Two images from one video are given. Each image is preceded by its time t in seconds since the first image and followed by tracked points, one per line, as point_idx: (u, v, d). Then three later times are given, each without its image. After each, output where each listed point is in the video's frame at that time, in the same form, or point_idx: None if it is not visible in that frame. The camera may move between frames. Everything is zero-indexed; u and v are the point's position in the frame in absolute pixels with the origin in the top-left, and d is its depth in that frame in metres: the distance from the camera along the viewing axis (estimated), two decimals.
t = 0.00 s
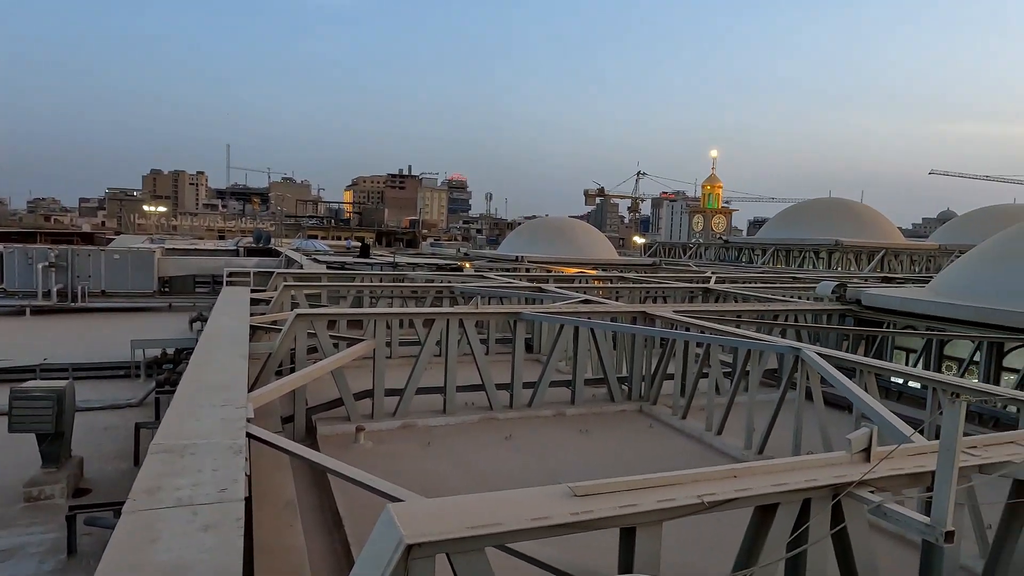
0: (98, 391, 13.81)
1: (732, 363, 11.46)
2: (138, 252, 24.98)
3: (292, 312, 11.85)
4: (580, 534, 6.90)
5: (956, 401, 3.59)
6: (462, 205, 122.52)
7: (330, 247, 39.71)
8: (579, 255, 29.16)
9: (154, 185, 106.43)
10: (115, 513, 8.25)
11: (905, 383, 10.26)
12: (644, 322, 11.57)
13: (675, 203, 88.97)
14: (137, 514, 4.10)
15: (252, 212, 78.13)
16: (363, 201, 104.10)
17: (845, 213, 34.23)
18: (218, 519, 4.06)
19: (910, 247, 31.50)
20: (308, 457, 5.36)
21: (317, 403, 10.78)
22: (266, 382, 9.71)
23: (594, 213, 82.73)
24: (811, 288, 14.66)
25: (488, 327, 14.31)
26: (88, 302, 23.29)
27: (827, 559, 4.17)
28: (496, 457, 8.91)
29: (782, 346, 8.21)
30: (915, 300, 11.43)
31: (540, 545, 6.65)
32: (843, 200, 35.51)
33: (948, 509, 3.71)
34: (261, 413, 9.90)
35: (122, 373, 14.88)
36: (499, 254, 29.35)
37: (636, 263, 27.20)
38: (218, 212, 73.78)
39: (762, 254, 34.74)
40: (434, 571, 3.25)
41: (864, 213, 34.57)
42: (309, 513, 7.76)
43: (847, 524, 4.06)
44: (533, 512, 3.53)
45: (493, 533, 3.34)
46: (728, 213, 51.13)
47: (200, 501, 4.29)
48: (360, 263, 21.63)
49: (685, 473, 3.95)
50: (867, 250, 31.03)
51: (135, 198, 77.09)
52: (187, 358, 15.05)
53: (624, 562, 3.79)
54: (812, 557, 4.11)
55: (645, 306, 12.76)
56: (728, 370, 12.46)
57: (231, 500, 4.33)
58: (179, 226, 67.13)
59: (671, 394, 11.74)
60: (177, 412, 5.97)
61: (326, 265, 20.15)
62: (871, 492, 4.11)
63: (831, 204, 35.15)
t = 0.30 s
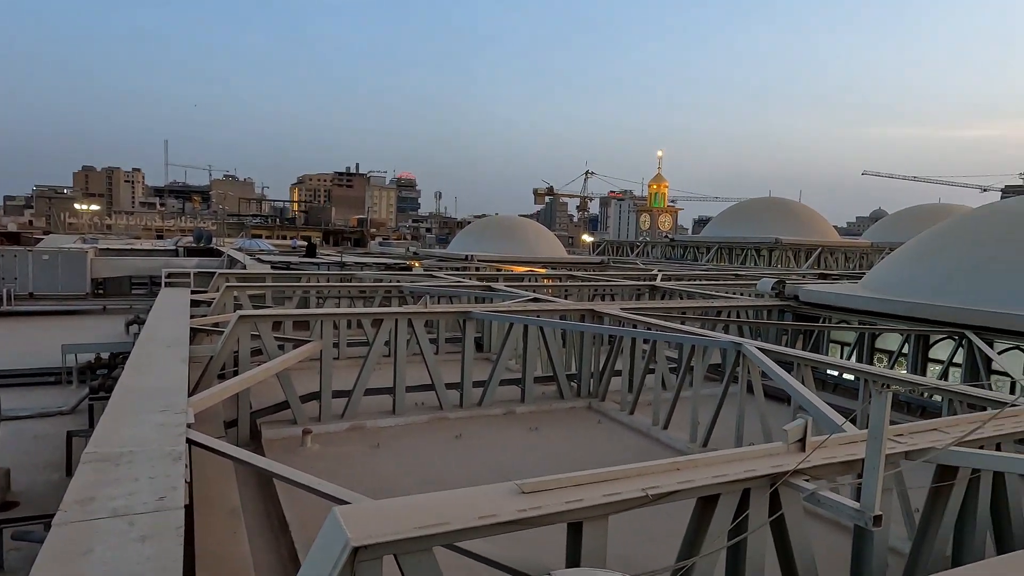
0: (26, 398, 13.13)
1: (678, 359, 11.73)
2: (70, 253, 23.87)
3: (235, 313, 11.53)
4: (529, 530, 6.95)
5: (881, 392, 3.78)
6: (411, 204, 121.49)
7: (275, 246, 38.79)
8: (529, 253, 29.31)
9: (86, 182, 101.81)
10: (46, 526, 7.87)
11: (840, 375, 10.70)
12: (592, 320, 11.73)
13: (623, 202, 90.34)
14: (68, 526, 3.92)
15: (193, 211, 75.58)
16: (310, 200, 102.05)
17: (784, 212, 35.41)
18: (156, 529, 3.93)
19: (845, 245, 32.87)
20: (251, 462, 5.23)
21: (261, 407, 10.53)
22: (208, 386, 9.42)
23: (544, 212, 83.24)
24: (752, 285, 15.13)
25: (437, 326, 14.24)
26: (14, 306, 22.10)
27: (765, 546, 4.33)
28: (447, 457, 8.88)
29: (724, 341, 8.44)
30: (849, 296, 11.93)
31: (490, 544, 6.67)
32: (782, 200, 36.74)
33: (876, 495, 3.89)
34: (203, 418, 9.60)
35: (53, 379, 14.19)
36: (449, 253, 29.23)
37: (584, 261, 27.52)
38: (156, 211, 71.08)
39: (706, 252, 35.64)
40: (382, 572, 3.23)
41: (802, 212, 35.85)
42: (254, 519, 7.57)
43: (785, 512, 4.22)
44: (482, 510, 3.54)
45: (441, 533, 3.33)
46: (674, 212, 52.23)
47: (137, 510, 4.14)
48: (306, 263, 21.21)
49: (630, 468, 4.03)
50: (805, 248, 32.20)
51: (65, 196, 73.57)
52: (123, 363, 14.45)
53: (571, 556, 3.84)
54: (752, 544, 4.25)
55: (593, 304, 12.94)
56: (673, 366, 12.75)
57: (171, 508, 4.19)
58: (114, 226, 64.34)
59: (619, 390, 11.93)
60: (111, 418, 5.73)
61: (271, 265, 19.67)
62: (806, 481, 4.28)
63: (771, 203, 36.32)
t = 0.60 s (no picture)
0: None
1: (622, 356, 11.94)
2: None
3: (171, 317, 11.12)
4: (476, 530, 6.96)
5: (810, 384, 3.94)
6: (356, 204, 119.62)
7: (214, 246, 37.56)
8: (476, 253, 29.28)
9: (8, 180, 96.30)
10: None
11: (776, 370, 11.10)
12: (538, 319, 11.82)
13: (570, 203, 91.29)
14: None
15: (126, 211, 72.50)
16: (250, 199, 99.23)
17: (724, 213, 36.46)
18: (85, 541, 3.76)
19: (781, 244, 34.10)
20: (187, 470, 5.06)
21: (200, 413, 10.19)
22: (142, 392, 9.06)
23: (491, 212, 83.34)
24: (694, 283, 15.53)
25: (383, 328, 14.08)
26: None
27: (704, 536, 4.46)
28: (393, 459, 8.79)
29: (666, 338, 8.64)
30: (784, 294, 12.38)
31: (437, 545, 6.65)
32: (722, 201, 37.83)
33: (806, 484, 4.06)
34: (136, 426, 9.22)
35: None
36: (395, 253, 28.91)
37: (531, 261, 27.69)
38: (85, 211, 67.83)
39: (650, 252, 36.39)
40: None
41: (741, 213, 36.99)
42: (192, 529, 7.33)
43: (723, 502, 4.36)
44: (426, 510, 3.54)
45: (384, 534, 3.31)
46: (618, 212, 53.07)
47: (64, 523, 3.95)
48: (247, 264, 20.63)
49: (573, 464, 4.09)
50: (744, 248, 33.25)
51: None
52: (50, 370, 13.74)
53: (516, 553, 3.87)
54: (692, 535, 4.38)
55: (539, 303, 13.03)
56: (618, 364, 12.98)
57: (101, 520, 4.01)
58: (38, 226, 61.05)
59: (565, 389, 12.06)
60: (35, 428, 5.45)
61: (209, 267, 19.04)
62: (742, 472, 4.43)
63: (711, 204, 37.35)
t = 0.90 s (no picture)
0: None
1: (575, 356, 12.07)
2: None
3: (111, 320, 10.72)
4: (430, 532, 6.94)
5: (750, 380, 4.07)
6: (308, 204, 117.48)
7: (158, 247, 36.37)
8: (430, 254, 29.14)
9: None
10: None
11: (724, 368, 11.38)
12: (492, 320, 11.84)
13: (525, 204, 91.68)
14: None
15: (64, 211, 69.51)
16: (197, 199, 96.38)
17: (675, 215, 37.20)
18: (15, 555, 3.60)
19: (730, 245, 35.01)
20: (127, 478, 4.89)
21: (142, 419, 9.85)
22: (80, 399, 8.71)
23: (447, 213, 83.02)
24: (645, 284, 15.81)
25: (335, 330, 13.88)
26: None
27: (652, 532, 4.55)
28: (345, 463, 8.68)
29: (618, 338, 8.76)
30: (732, 293, 12.71)
31: (389, 548, 6.61)
32: (673, 203, 38.58)
33: (749, 478, 4.19)
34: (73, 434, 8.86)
35: None
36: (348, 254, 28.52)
37: (486, 262, 27.70)
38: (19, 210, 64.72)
39: (603, 253, 36.83)
40: None
41: (691, 215, 37.79)
42: (135, 539, 7.09)
43: (670, 498, 4.45)
44: (374, 513, 3.51)
45: (331, 539, 3.26)
46: (573, 214, 53.57)
47: None
48: (193, 266, 20.04)
49: (523, 463, 4.12)
50: (694, 248, 34.00)
51: None
52: None
53: (465, 554, 3.87)
54: (640, 530, 4.46)
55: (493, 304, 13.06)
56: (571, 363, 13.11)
57: (32, 533, 3.84)
58: None
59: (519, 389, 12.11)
60: None
61: (152, 268, 18.44)
62: (688, 468, 4.53)
63: (663, 206, 38.05)
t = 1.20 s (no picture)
0: None
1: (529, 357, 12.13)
2: None
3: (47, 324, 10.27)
4: (381, 535, 6.88)
5: (695, 378, 4.15)
6: (260, 204, 115.02)
7: (99, 248, 35.01)
8: (385, 255, 28.87)
9: None
10: None
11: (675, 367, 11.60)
12: (446, 322, 11.80)
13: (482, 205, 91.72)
14: None
15: None
16: (142, 198, 93.25)
17: (629, 216, 37.79)
18: None
19: (682, 246, 35.74)
20: (58, 489, 4.69)
21: (80, 427, 9.47)
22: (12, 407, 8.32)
23: (403, 214, 82.41)
24: (598, 284, 16.00)
25: (286, 332, 13.62)
26: None
27: (600, 530, 4.60)
28: (295, 467, 8.53)
29: (570, 339, 8.85)
30: (683, 294, 12.97)
31: (339, 553, 6.52)
32: (627, 205, 39.20)
33: (692, 474, 4.28)
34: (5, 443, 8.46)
35: None
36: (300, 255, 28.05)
37: (442, 263, 27.62)
38: None
39: (559, 254, 37.15)
40: None
41: (645, 216, 38.44)
42: (71, 552, 6.81)
43: (618, 496, 4.52)
44: (317, 518, 3.46)
45: (272, 546, 3.20)
46: (529, 215, 53.85)
47: None
48: (137, 267, 19.39)
49: (471, 465, 4.12)
50: (648, 250, 34.64)
51: None
52: None
53: (413, 558, 3.85)
54: (587, 529, 4.51)
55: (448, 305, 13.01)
56: (525, 364, 13.18)
57: None
58: None
59: (474, 391, 12.11)
60: None
61: (93, 270, 17.75)
62: (635, 466, 4.61)
63: (617, 208, 38.62)
